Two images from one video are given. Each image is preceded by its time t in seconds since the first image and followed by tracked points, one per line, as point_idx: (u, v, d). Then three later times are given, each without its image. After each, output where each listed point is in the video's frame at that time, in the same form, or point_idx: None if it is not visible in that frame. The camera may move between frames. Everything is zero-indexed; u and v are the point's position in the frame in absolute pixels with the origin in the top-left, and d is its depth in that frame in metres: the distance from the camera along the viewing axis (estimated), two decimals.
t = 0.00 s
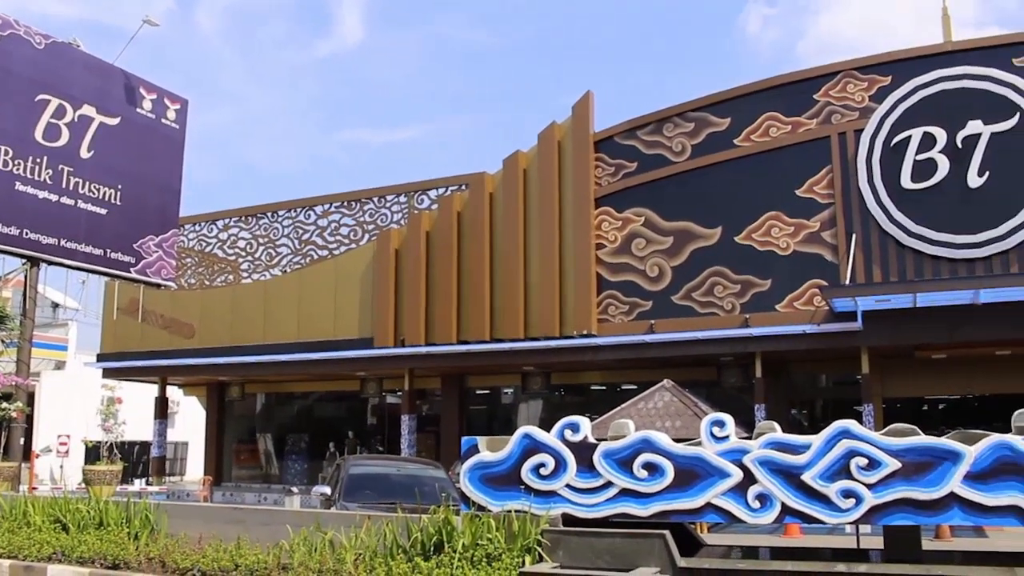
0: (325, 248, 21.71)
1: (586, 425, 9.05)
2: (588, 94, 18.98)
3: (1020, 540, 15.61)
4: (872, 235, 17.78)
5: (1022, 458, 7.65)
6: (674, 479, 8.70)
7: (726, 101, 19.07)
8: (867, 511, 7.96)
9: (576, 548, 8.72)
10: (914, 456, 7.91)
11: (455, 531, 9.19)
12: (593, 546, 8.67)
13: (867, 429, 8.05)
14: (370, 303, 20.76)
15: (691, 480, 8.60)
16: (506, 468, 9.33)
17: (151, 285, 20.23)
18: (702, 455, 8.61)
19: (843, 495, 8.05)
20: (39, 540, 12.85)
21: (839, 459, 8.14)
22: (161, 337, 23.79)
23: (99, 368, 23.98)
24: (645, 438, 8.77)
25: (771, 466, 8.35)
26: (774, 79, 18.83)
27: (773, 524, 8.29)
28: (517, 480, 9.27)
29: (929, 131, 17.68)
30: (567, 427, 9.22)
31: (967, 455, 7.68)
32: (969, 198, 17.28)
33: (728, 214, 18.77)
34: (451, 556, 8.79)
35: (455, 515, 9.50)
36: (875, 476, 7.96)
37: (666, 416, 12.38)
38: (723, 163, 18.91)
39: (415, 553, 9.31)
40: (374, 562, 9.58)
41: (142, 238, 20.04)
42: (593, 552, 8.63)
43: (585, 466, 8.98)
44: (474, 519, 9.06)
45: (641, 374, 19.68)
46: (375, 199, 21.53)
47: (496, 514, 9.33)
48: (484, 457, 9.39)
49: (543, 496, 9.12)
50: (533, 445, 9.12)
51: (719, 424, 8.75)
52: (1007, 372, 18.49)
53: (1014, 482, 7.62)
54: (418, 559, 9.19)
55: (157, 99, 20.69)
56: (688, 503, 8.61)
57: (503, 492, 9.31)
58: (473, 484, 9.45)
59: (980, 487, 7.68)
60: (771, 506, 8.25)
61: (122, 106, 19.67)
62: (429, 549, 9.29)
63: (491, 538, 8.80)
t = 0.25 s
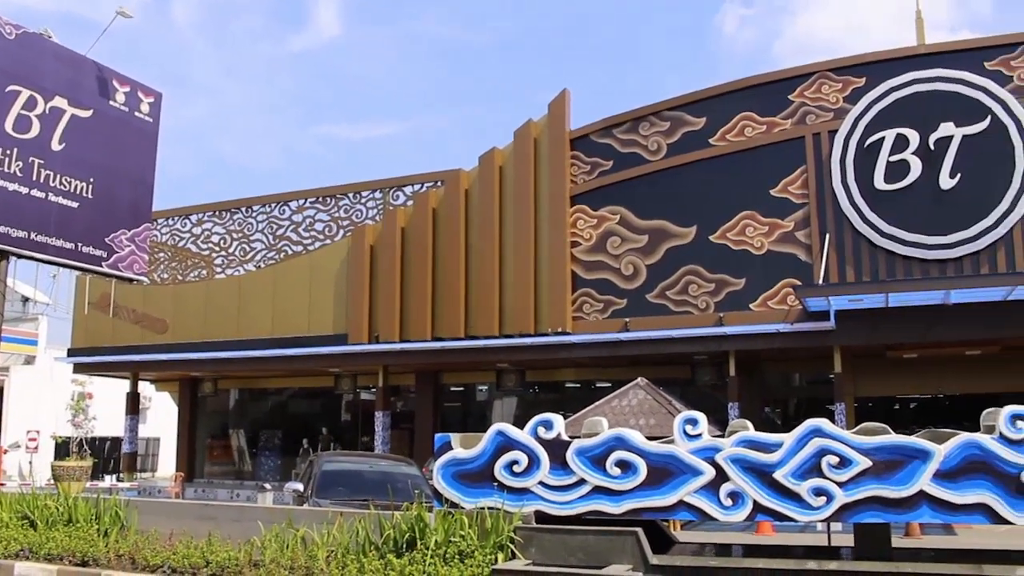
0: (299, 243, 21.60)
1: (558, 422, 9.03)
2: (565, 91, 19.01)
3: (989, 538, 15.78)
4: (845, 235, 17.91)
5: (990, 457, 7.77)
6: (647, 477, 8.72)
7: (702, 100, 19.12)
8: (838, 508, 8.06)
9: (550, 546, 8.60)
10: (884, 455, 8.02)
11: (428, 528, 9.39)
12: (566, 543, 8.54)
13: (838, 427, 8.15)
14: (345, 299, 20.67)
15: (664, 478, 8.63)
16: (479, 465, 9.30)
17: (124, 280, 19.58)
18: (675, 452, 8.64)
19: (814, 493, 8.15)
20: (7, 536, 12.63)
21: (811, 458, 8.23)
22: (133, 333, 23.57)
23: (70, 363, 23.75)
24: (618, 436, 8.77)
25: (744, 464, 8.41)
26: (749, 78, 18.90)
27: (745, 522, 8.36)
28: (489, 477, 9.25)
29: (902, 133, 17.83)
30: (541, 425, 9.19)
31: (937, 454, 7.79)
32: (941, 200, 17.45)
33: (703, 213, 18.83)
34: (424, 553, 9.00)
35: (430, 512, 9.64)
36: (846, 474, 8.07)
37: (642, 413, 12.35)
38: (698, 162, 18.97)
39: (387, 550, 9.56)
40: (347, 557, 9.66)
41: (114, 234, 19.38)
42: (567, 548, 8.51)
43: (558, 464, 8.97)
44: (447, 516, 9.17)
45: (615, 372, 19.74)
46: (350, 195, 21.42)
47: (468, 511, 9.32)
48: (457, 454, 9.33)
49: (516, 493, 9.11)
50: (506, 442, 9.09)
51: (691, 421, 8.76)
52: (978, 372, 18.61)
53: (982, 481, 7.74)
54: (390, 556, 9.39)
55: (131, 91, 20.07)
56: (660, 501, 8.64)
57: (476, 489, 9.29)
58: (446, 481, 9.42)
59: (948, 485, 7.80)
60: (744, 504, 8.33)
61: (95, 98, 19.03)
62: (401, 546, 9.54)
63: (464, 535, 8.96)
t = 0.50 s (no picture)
0: (273, 239, 21.49)
1: (530, 420, 8.88)
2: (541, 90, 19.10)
3: (956, 536, 15.93)
4: (818, 236, 18.05)
5: (958, 456, 7.58)
6: (618, 475, 8.58)
7: (677, 100, 19.19)
8: (808, 507, 7.92)
9: (521, 544, 8.75)
10: (854, 454, 7.86)
11: (398, 525, 9.59)
12: (537, 540, 8.67)
13: (809, 426, 7.97)
14: (318, 296, 20.59)
15: (636, 476, 8.49)
16: (451, 463, 9.14)
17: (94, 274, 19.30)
18: (647, 451, 8.49)
19: (785, 492, 8.00)
20: None
21: (781, 456, 8.08)
22: (104, 328, 23.33)
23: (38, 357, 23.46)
24: (590, 434, 8.63)
25: (714, 462, 8.25)
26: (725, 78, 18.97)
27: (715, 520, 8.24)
28: (461, 475, 9.11)
29: (875, 135, 17.97)
30: (512, 422, 9.04)
31: (906, 453, 7.62)
32: (913, 202, 17.63)
33: (677, 212, 18.89)
34: (396, 550, 9.37)
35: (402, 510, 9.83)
36: (816, 473, 7.92)
37: (613, 412, 12.46)
38: (673, 162, 19.02)
39: (360, 547, 9.71)
40: (318, 554, 9.75)
41: (85, 227, 19.09)
42: (538, 546, 8.64)
43: (530, 461, 8.83)
44: (419, 513, 9.45)
45: (588, 370, 19.78)
46: (324, 191, 21.31)
47: (440, 508, 9.23)
48: (429, 452, 9.19)
49: (488, 491, 8.98)
50: (478, 440, 8.94)
51: (664, 420, 8.59)
52: (948, 372, 18.78)
53: (950, 480, 7.56)
54: (362, 553, 9.61)
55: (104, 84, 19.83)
56: (631, 499, 8.52)
57: (448, 487, 9.16)
58: (418, 479, 9.27)
59: (918, 485, 7.63)
60: (714, 503, 8.19)
61: (66, 91, 18.79)
62: (373, 543, 9.70)
63: (435, 532, 9.22)
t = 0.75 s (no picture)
0: (249, 236, 21.46)
1: (506, 419, 8.94)
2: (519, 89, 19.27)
3: (927, 535, 16.11)
4: (794, 237, 18.15)
5: (929, 456, 7.71)
6: (593, 474, 8.63)
7: (655, 100, 19.25)
8: (781, 507, 8.00)
9: (496, 542, 8.84)
10: (826, 454, 7.94)
11: (373, 524, 9.30)
12: (512, 539, 8.76)
13: (783, 427, 8.04)
14: (294, 293, 20.52)
15: (611, 475, 8.55)
16: (426, 461, 9.20)
17: (66, 269, 19.00)
18: (621, 450, 8.55)
19: (758, 492, 8.07)
20: None
21: (754, 456, 8.15)
22: (77, 323, 23.11)
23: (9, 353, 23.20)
24: (564, 433, 8.69)
25: (689, 462, 8.31)
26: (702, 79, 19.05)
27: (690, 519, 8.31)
28: (436, 474, 9.17)
29: (851, 138, 18.10)
30: (487, 421, 9.09)
31: (877, 453, 7.73)
32: (887, 205, 17.78)
33: (654, 212, 18.95)
34: (369, 549, 8.97)
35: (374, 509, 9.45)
36: (789, 473, 7.99)
37: (589, 411, 12.54)
38: (650, 162, 19.07)
39: (334, 546, 9.44)
40: (290, 553, 9.58)
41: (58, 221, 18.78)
42: (512, 545, 8.73)
43: (504, 460, 8.89)
44: (393, 512, 9.12)
45: (564, 369, 19.82)
46: (301, 187, 21.25)
47: (415, 507, 9.26)
48: (404, 450, 9.25)
49: (463, 489, 9.06)
50: (452, 439, 9.00)
51: (639, 420, 8.63)
52: (920, 373, 18.96)
53: (921, 480, 7.69)
54: (337, 552, 9.32)
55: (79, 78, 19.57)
56: (606, 498, 8.57)
57: (423, 486, 9.22)
58: (393, 477, 9.34)
59: (890, 485, 7.75)
60: (688, 502, 8.25)
61: (40, 84, 18.51)
62: (347, 541, 9.42)
63: (409, 531, 8.93)
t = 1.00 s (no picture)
0: (223, 233, 21.42)
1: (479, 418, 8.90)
2: (496, 89, 19.34)
3: (897, 535, 16.24)
4: (767, 239, 18.27)
5: (897, 456, 7.76)
6: (566, 474, 8.61)
7: (630, 101, 19.32)
8: (752, 507, 8.03)
9: (467, 542, 8.76)
10: (798, 454, 7.99)
11: (345, 523, 9.33)
12: (484, 538, 8.69)
13: (755, 427, 8.08)
14: (267, 291, 20.45)
15: (584, 475, 8.53)
16: (399, 460, 9.14)
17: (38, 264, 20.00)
18: (594, 450, 8.53)
19: (730, 492, 8.09)
20: None
21: (726, 456, 8.17)
22: (47, 320, 22.88)
23: None
24: (538, 432, 8.65)
25: (660, 462, 8.32)
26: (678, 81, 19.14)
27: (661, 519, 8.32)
28: (409, 472, 9.10)
29: (824, 141, 18.26)
30: (461, 420, 9.04)
31: (847, 453, 7.79)
32: (860, 207, 17.94)
33: (629, 213, 19.02)
34: (343, 547, 9.12)
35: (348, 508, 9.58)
36: (760, 473, 8.03)
37: (562, 411, 12.58)
38: (626, 163, 19.13)
39: (306, 544, 9.43)
40: (263, 553, 9.42)
41: (28, 216, 19.42)
42: (485, 545, 8.65)
43: (478, 459, 8.83)
44: (366, 511, 9.24)
45: (539, 369, 19.86)
46: (275, 185, 21.21)
47: (387, 506, 9.17)
48: (377, 448, 9.17)
49: (435, 488, 8.99)
50: (426, 437, 8.94)
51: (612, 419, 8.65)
52: (891, 374, 19.11)
53: (890, 480, 7.74)
54: (308, 551, 9.34)
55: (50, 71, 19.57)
56: (578, 498, 8.54)
57: (395, 484, 9.14)
58: (365, 476, 9.25)
59: (859, 485, 7.80)
60: (660, 502, 8.25)
61: (11, 77, 18.38)
62: (320, 540, 9.43)
63: (382, 530, 9.04)
